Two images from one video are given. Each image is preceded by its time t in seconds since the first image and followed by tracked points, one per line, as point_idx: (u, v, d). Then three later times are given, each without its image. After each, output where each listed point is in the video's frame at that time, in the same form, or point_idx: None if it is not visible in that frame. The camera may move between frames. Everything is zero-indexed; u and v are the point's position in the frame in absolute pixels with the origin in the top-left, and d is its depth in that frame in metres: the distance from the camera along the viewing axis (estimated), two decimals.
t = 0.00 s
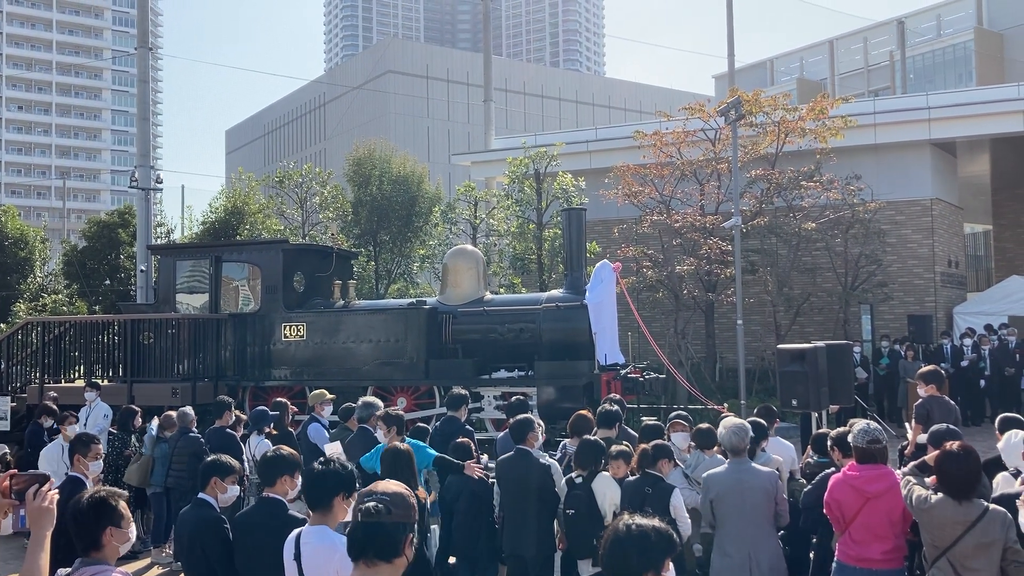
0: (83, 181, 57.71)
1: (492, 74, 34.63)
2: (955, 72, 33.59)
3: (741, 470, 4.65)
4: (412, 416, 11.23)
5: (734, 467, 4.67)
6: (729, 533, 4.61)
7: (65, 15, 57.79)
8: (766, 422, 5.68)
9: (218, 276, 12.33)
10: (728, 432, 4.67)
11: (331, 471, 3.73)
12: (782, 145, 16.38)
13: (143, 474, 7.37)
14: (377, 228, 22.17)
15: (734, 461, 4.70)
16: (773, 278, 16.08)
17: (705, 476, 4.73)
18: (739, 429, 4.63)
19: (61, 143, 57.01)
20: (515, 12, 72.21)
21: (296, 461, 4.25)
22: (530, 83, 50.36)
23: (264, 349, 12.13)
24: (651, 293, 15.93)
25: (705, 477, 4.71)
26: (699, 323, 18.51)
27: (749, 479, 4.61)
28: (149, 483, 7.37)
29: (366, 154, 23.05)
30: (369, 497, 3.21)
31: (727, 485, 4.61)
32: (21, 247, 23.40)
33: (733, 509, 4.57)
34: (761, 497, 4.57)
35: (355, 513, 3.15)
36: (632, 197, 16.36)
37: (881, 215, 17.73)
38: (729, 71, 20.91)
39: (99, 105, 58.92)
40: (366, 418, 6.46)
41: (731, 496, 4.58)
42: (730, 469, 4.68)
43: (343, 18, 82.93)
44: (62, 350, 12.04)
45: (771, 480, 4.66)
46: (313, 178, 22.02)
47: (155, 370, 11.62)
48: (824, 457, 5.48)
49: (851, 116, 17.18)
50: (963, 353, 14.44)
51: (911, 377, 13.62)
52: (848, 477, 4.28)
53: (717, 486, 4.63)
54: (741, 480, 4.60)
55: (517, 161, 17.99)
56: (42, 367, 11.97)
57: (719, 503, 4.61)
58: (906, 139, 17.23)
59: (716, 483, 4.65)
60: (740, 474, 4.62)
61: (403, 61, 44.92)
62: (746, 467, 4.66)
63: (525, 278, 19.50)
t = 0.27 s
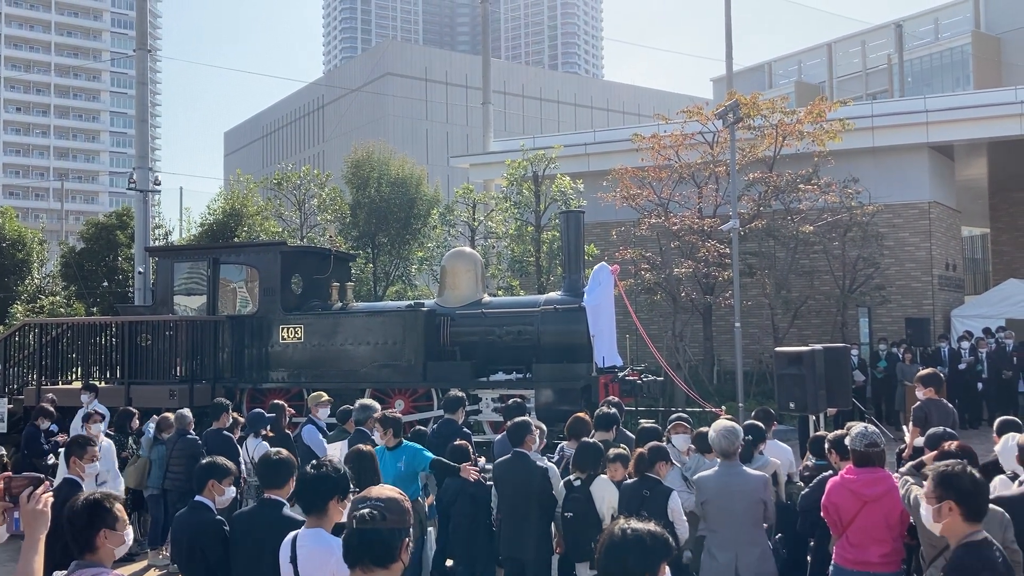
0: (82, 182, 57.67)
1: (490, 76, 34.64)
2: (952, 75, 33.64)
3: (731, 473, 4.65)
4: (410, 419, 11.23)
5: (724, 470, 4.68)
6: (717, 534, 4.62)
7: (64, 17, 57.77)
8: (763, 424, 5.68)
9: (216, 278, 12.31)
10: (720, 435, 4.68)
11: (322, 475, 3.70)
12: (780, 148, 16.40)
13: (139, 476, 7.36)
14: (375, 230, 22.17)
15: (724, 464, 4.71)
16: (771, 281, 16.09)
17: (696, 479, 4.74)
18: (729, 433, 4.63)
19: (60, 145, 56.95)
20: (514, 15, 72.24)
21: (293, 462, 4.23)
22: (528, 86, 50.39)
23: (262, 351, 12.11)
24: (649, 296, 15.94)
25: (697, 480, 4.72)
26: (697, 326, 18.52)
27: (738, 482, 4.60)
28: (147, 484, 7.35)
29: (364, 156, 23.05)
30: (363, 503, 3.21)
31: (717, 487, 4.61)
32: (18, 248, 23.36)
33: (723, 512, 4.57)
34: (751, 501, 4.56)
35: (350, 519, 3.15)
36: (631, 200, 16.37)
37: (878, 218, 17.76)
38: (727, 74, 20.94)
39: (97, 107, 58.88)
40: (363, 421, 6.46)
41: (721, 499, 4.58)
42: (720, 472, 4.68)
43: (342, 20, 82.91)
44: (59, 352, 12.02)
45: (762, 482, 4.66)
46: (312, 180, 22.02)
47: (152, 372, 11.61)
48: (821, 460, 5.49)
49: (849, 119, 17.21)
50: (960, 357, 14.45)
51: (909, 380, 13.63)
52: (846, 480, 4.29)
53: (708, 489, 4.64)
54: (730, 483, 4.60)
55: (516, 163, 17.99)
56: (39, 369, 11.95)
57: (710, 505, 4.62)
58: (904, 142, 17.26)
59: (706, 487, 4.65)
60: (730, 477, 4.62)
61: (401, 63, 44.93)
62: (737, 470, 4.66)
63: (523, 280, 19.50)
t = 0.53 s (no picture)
0: (80, 184, 57.61)
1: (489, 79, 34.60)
2: (951, 79, 33.61)
3: (724, 476, 4.64)
4: (407, 421, 11.20)
5: (717, 473, 4.67)
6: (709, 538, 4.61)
7: (63, 19, 57.76)
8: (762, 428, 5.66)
9: (214, 280, 12.29)
10: (713, 439, 4.72)
11: (320, 478, 3.70)
12: (778, 151, 16.38)
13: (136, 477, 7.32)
14: (373, 232, 22.15)
15: (717, 467, 4.71)
16: (769, 283, 16.08)
17: (690, 482, 4.73)
18: (722, 436, 4.69)
19: (58, 146, 56.88)
20: (513, 17, 72.22)
21: (294, 463, 4.22)
22: (527, 89, 50.39)
23: (260, 353, 12.10)
24: (647, 298, 15.93)
25: (690, 482, 4.71)
26: (695, 328, 18.51)
27: (731, 485, 4.58)
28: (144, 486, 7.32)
29: (362, 158, 23.03)
30: (364, 505, 3.20)
31: (710, 490, 4.60)
32: (16, 250, 23.32)
33: (717, 515, 4.55)
34: (743, 504, 4.54)
35: (351, 523, 3.14)
36: (629, 202, 16.35)
37: (877, 221, 17.75)
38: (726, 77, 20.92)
39: (95, 108, 58.83)
40: (360, 423, 6.43)
41: (714, 502, 4.56)
42: (713, 475, 4.68)
43: (341, 21, 82.77)
44: (57, 353, 12.01)
45: (756, 485, 4.64)
46: (310, 182, 21.99)
47: (149, 374, 11.58)
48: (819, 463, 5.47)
49: (848, 122, 17.19)
50: (959, 360, 14.45)
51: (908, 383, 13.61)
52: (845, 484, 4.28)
53: (701, 492, 4.63)
54: (724, 487, 4.58)
55: (514, 166, 17.98)
56: (36, 370, 11.93)
57: (703, 508, 4.61)
58: (903, 145, 17.25)
59: (699, 490, 4.64)
60: (723, 480, 4.61)
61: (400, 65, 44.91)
62: (730, 473, 4.65)
63: (522, 283, 19.47)
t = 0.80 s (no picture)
0: (79, 185, 57.60)
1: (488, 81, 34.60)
2: (950, 82, 33.63)
3: (721, 479, 4.63)
4: (405, 424, 11.18)
5: (713, 475, 4.66)
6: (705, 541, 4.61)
7: (62, 20, 57.78)
8: (761, 431, 5.65)
9: (212, 281, 12.29)
10: (709, 441, 4.69)
11: (317, 480, 3.70)
12: (777, 154, 16.40)
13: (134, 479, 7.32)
14: (372, 235, 22.14)
15: (713, 470, 4.70)
16: (768, 286, 16.09)
17: (687, 485, 4.72)
18: (719, 438, 4.64)
19: (57, 148, 56.88)
20: (512, 19, 72.22)
21: (292, 465, 4.22)
22: (526, 91, 50.42)
23: (258, 355, 12.10)
24: (646, 301, 15.94)
25: (688, 484, 4.71)
26: (694, 331, 18.52)
27: (729, 489, 4.58)
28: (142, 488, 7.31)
29: (361, 160, 23.05)
30: (362, 507, 3.20)
31: (707, 492, 4.60)
32: (15, 251, 23.31)
33: (714, 518, 4.54)
34: (740, 507, 4.53)
35: (349, 524, 3.14)
36: (628, 205, 16.37)
37: (875, 224, 17.77)
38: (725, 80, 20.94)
39: (94, 110, 58.84)
40: (358, 425, 6.41)
41: (711, 505, 4.56)
42: (709, 478, 4.67)
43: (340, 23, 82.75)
44: (55, 355, 12.01)
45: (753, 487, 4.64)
46: (309, 184, 21.97)
47: (148, 376, 11.61)
48: (818, 466, 5.47)
49: (846, 126, 17.21)
50: (957, 363, 14.46)
51: (906, 386, 13.62)
52: (841, 487, 4.26)
53: (699, 495, 4.62)
54: (721, 490, 4.57)
55: (513, 168, 17.98)
56: (35, 372, 11.93)
57: (700, 511, 4.60)
58: (901, 148, 17.27)
59: (696, 493, 4.64)
60: (719, 483, 4.61)
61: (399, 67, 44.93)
62: (727, 476, 4.64)
63: (521, 285, 19.47)
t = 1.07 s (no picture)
0: (77, 187, 57.59)
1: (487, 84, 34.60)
2: (949, 85, 33.66)
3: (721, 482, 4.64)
4: (404, 426, 11.17)
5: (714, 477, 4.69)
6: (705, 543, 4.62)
7: (62, 22, 57.80)
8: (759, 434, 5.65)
9: (211, 283, 12.30)
10: (713, 441, 4.81)
11: (315, 482, 3.70)
12: (776, 157, 16.41)
13: (132, 481, 7.31)
14: (371, 236, 22.13)
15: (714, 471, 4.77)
16: (766, 289, 16.09)
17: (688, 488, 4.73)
18: (721, 438, 4.77)
19: (56, 149, 56.88)
20: (511, 22, 72.25)
21: (290, 467, 4.23)
22: (525, 93, 50.45)
23: (257, 356, 12.12)
24: (645, 303, 15.94)
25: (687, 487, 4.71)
26: (693, 333, 18.52)
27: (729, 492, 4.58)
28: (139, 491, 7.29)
29: (361, 162, 23.06)
30: (359, 510, 3.18)
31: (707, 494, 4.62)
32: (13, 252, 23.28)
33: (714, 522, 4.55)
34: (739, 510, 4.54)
35: (347, 527, 3.13)
36: (627, 207, 16.38)
37: (874, 227, 17.79)
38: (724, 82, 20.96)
39: (94, 111, 58.84)
40: (355, 428, 6.40)
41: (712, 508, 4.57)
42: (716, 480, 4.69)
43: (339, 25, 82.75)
44: (54, 356, 11.99)
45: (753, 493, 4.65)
46: (308, 186, 21.91)
47: (147, 378, 11.57)
48: (816, 469, 5.47)
49: (845, 129, 17.23)
50: (956, 366, 14.47)
51: (904, 389, 13.62)
52: (840, 490, 4.26)
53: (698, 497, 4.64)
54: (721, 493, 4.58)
55: (512, 170, 17.98)
56: (33, 374, 11.91)
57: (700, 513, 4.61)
58: (900, 151, 17.29)
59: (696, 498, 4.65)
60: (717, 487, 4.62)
61: (398, 70, 44.95)
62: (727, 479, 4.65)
63: (519, 287, 19.47)
